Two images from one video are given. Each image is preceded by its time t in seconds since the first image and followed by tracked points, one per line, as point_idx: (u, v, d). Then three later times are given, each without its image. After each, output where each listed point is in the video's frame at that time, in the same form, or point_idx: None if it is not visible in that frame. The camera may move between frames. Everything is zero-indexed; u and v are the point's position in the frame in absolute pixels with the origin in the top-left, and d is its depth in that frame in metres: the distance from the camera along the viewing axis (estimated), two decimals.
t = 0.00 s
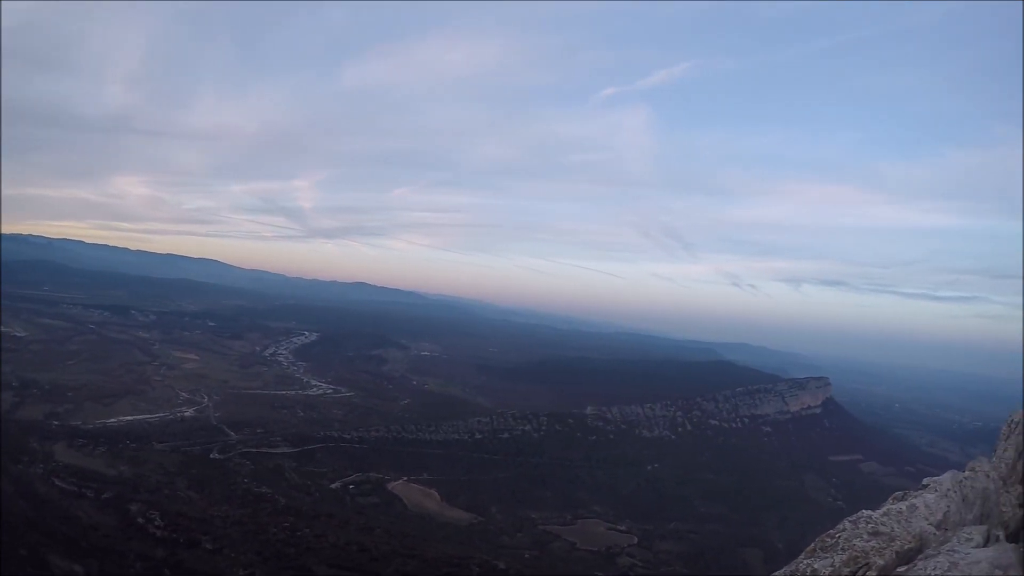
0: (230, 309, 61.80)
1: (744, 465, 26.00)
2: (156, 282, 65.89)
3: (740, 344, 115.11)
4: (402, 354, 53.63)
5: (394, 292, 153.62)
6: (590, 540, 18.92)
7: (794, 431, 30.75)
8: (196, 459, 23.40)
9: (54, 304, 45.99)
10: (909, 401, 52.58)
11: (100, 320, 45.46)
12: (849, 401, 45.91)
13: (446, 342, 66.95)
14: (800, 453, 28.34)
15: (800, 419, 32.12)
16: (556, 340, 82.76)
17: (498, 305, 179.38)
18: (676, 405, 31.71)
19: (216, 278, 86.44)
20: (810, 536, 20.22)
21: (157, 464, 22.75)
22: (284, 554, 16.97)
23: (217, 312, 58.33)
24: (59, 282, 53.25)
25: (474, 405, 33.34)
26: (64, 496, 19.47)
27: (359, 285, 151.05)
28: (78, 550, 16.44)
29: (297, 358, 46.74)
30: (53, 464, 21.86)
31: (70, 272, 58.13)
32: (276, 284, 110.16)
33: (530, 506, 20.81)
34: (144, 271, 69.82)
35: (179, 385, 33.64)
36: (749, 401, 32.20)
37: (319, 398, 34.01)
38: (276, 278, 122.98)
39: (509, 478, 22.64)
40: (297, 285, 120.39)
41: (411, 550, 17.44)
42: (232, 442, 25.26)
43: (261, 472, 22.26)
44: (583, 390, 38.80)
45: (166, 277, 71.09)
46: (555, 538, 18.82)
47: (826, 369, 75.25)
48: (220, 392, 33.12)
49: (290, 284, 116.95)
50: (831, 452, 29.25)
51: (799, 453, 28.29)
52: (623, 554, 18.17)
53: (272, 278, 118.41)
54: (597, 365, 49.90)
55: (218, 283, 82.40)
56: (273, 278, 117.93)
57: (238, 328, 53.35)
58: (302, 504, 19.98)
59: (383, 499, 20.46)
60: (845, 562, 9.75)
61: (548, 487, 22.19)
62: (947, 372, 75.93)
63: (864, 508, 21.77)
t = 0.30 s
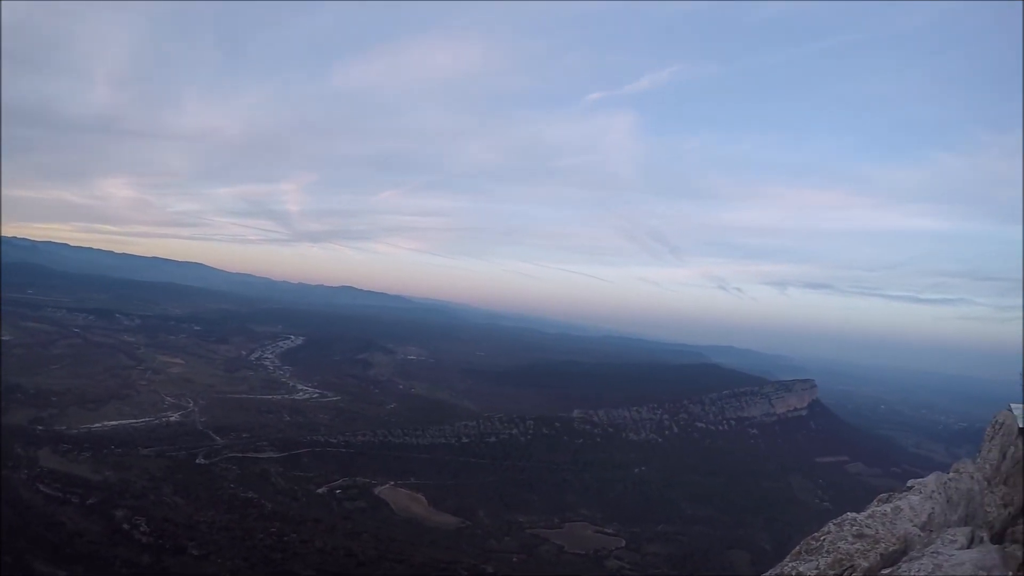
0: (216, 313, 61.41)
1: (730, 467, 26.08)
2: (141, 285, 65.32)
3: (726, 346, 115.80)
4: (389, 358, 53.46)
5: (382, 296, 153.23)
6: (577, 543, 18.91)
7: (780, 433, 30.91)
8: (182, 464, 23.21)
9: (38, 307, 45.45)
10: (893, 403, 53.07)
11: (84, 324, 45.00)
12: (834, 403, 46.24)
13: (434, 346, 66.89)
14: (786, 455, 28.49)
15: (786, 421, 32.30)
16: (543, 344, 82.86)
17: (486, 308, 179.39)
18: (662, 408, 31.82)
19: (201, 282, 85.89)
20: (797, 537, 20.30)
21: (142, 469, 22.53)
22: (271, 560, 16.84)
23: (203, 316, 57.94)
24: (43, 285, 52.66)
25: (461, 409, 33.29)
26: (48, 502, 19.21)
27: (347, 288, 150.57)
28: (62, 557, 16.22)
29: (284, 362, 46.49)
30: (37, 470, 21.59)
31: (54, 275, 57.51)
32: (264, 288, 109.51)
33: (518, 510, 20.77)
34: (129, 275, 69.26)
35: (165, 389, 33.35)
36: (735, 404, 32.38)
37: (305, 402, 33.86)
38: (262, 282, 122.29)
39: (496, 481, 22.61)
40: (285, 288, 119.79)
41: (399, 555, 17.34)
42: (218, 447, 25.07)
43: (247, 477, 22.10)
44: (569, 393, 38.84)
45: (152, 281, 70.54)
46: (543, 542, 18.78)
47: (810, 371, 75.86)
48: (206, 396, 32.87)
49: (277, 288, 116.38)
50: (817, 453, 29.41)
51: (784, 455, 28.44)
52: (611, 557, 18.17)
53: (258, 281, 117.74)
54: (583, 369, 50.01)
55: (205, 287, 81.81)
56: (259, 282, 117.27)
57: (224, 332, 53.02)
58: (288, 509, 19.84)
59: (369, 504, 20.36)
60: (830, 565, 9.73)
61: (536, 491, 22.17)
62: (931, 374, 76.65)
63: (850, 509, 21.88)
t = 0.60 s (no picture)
0: (207, 314, 61.17)
1: (723, 466, 26.16)
2: (131, 286, 64.96)
3: (718, 345, 116.18)
4: (380, 359, 53.34)
5: (375, 296, 153.00)
6: (571, 543, 18.91)
7: (771, 431, 31.02)
8: (174, 466, 23.12)
9: (28, 308, 45.12)
10: (884, 401, 53.36)
11: (74, 326, 44.70)
12: (825, 401, 46.45)
13: (426, 346, 66.85)
14: (778, 453, 28.61)
15: (778, 419, 32.43)
16: (535, 344, 82.90)
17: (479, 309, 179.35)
18: (654, 407, 31.90)
19: (193, 282, 85.50)
20: (790, 535, 20.36)
21: (134, 471, 22.41)
22: (264, 561, 16.78)
23: (194, 317, 57.71)
24: (32, 286, 52.29)
25: (453, 409, 33.27)
26: (39, 505, 19.08)
27: (339, 289, 150.18)
28: (54, 561, 16.10)
29: (275, 363, 46.35)
30: (29, 473, 21.46)
31: (44, 275, 57.11)
32: (256, 289, 109.09)
33: (511, 510, 20.77)
34: (119, 276, 68.86)
35: (156, 391, 33.20)
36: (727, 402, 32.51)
37: (297, 403, 33.78)
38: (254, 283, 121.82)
39: (488, 481, 22.60)
40: (277, 290, 119.41)
41: (392, 556, 17.32)
42: (210, 448, 24.98)
43: (239, 479, 22.03)
44: (562, 393, 38.86)
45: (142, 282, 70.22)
46: (536, 541, 18.80)
47: (801, 370, 76.22)
48: (198, 398, 32.74)
49: (270, 289, 116.00)
50: (809, 452, 29.52)
51: (777, 453, 28.56)
52: (604, 556, 18.18)
53: (250, 282, 117.30)
54: (575, 368, 50.06)
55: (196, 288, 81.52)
56: (251, 283, 116.85)
57: (216, 333, 52.82)
58: (281, 510, 19.78)
59: (362, 505, 20.34)
60: (820, 565, 9.85)
61: (528, 491, 22.17)
62: (923, 372, 76.87)
63: (842, 507, 21.98)
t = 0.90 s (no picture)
0: (196, 311, 60.89)
1: (712, 463, 26.28)
2: (120, 282, 64.54)
3: (708, 343, 116.76)
4: (370, 356, 53.24)
5: (365, 294, 152.71)
6: (560, 540, 18.95)
7: (760, 429, 31.19)
8: (163, 463, 23.01)
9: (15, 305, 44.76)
10: (870, 398, 53.83)
11: (62, 322, 44.37)
12: (812, 399, 46.79)
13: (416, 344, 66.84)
14: (767, 450, 28.78)
15: (767, 417, 32.60)
16: (525, 341, 83.06)
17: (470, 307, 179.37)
18: (643, 404, 31.99)
19: (182, 278, 85.05)
20: (779, 532, 20.48)
21: (122, 469, 22.29)
22: (254, 559, 16.73)
23: (184, 314, 57.45)
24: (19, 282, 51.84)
25: (443, 406, 33.27)
26: (27, 503, 18.92)
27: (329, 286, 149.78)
28: (43, 559, 15.95)
29: (265, 360, 46.21)
30: (17, 471, 21.29)
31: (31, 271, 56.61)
32: (245, 285, 108.69)
33: (501, 507, 20.80)
34: (108, 272, 68.38)
35: (145, 388, 33.01)
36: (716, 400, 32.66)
37: (286, 400, 33.69)
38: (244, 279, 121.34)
39: (478, 478, 22.63)
40: (268, 287, 118.96)
41: (382, 553, 17.32)
42: (199, 445, 24.89)
43: (229, 476, 21.95)
44: (551, 390, 38.94)
45: (132, 278, 69.80)
46: (526, 538, 18.83)
47: (788, 368, 76.74)
48: (187, 395, 32.59)
49: (260, 286, 115.54)
50: (798, 449, 29.71)
51: (765, 450, 28.72)
52: (593, 553, 18.24)
53: (240, 279, 116.81)
54: (563, 366, 50.22)
55: (186, 284, 81.07)
56: (241, 280, 116.39)
57: (205, 330, 52.59)
58: (271, 508, 19.73)
59: (352, 502, 20.32)
60: (806, 562, 9.60)
61: (518, 488, 22.20)
62: (910, 370, 77.49)
63: (830, 504, 22.14)
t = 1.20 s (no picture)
0: (179, 307, 60.39)
1: (693, 463, 26.45)
2: (101, 277, 63.82)
3: (691, 344, 117.49)
4: (353, 354, 53.04)
5: (351, 292, 152.23)
6: (542, 539, 18.97)
7: (741, 429, 31.46)
8: (143, 461, 22.78)
9: None
10: (850, 400, 54.41)
11: (41, 317, 43.78)
12: (793, 400, 47.22)
13: (400, 342, 66.71)
14: (747, 450, 29.02)
15: (748, 417, 32.87)
16: (510, 340, 83.11)
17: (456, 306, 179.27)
18: (625, 404, 32.13)
19: (165, 273, 84.27)
20: (759, 531, 20.64)
21: (102, 467, 22.03)
22: (235, 558, 16.59)
23: (166, 310, 56.92)
24: None
25: (425, 404, 33.23)
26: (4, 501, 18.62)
27: (315, 284, 149.09)
28: (22, 556, 15.70)
29: (247, 357, 45.91)
30: None
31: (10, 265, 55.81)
32: (229, 282, 107.93)
33: (483, 506, 20.80)
34: (89, 266, 67.59)
35: (125, 384, 32.66)
36: (698, 400, 32.94)
37: (268, 397, 33.50)
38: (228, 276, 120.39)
39: (460, 477, 22.61)
40: (252, 283, 118.11)
41: (364, 552, 17.24)
42: (180, 443, 24.68)
43: (210, 474, 21.78)
44: (534, 389, 39.01)
45: (114, 273, 69.05)
46: (507, 537, 18.83)
47: (770, 369, 77.39)
48: (168, 392, 32.30)
49: (245, 282, 114.77)
50: (778, 449, 29.97)
51: (746, 450, 28.97)
52: (575, 553, 18.28)
53: (224, 275, 115.91)
54: (546, 365, 50.37)
55: (170, 279, 80.33)
56: (225, 276, 115.51)
57: (187, 326, 52.15)
58: (252, 506, 19.61)
59: (333, 500, 20.23)
60: (784, 563, 9.65)
61: (499, 487, 22.21)
62: (890, 372, 78.40)
63: (810, 504, 22.33)
